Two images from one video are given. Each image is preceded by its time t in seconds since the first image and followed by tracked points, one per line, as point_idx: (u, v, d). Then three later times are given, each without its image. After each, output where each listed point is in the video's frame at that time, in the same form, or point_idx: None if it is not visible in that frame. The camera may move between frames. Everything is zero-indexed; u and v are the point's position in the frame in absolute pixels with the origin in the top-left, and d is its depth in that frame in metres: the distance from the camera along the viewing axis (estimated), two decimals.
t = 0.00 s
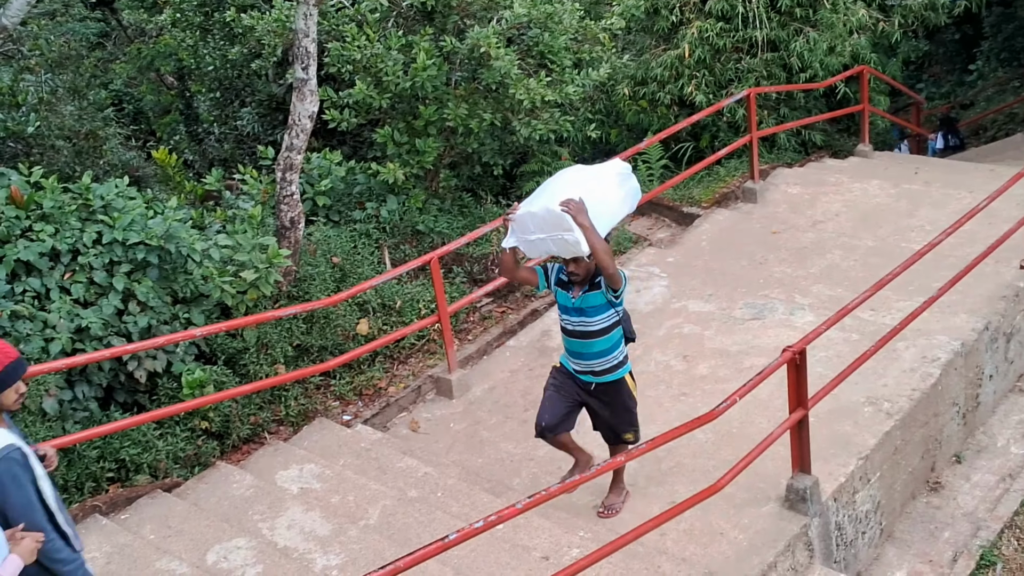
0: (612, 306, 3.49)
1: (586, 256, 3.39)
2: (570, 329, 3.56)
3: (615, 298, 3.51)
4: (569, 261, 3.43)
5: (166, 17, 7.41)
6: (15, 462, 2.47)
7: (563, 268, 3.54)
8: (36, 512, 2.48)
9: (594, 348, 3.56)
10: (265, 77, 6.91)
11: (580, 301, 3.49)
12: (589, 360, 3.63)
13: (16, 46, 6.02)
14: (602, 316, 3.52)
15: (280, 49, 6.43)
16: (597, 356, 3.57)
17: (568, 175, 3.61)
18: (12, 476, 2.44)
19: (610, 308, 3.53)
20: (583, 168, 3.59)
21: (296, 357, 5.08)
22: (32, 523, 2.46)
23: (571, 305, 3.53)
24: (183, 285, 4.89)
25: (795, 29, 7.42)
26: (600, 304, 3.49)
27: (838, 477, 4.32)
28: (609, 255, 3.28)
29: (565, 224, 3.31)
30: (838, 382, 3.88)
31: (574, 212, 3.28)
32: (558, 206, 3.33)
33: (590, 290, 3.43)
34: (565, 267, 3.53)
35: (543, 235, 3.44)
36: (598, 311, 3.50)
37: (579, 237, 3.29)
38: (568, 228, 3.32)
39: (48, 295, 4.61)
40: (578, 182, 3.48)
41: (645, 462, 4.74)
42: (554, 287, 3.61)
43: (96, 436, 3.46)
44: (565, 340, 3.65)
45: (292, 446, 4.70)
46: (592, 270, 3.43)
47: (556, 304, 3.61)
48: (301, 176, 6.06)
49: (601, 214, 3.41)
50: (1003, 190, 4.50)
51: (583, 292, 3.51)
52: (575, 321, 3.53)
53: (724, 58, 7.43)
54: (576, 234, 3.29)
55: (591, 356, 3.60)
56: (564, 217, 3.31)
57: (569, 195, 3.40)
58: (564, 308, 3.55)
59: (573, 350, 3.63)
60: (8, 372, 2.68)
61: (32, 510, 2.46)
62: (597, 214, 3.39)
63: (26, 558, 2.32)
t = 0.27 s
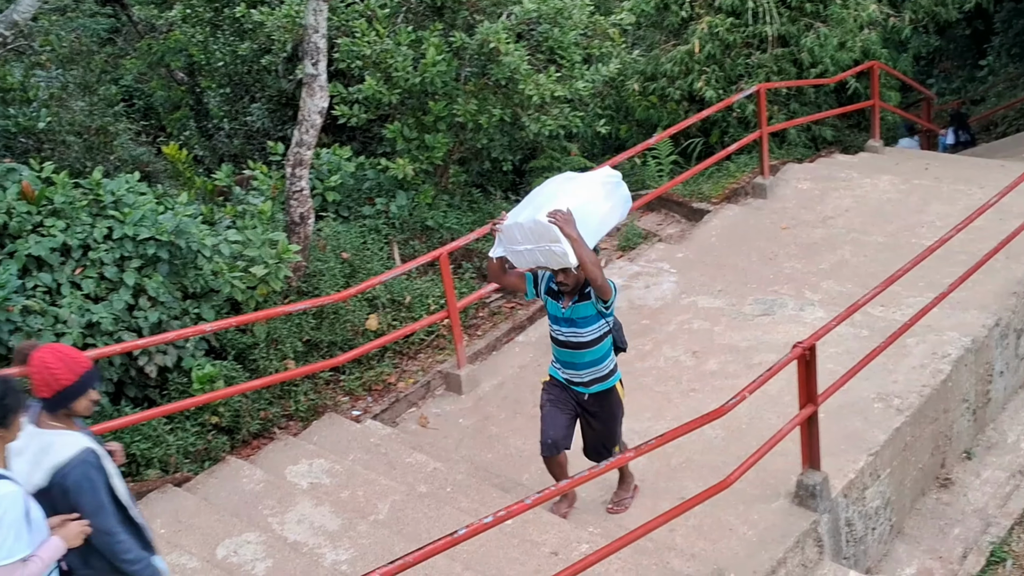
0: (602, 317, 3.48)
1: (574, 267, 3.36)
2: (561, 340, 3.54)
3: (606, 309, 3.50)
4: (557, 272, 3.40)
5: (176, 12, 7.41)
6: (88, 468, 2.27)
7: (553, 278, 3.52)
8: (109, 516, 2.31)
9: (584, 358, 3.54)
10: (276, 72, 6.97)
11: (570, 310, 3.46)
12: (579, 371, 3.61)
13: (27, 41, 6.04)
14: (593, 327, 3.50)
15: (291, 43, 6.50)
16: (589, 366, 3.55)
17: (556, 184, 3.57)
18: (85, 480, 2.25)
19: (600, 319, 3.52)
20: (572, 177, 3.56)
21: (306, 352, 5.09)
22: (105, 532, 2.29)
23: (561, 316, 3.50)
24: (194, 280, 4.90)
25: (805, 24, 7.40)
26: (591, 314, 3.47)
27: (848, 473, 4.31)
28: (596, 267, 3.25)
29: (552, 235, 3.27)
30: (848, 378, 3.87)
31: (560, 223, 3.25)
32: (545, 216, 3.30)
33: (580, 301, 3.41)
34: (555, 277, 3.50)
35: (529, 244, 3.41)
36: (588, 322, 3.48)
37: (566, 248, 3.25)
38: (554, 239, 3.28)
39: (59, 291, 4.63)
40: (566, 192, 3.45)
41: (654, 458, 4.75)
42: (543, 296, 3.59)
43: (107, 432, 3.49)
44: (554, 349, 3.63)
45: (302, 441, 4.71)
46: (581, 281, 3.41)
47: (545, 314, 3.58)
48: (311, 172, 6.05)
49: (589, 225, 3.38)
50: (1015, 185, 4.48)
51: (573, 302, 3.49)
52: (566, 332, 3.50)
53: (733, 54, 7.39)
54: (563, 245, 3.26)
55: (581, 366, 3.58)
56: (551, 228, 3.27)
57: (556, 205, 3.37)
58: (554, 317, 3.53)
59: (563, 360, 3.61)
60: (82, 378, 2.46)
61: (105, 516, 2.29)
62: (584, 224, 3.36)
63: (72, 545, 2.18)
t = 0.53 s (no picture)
0: (598, 305, 3.39)
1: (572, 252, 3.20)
2: (557, 330, 3.46)
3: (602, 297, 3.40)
4: (554, 257, 3.25)
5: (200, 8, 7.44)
6: (182, 454, 2.12)
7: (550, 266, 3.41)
8: (203, 504, 2.15)
9: (583, 346, 3.45)
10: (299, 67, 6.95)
11: (566, 299, 3.38)
12: (577, 361, 3.51)
13: (53, 37, 6.10)
14: (589, 316, 3.40)
15: (315, 39, 6.43)
16: (587, 355, 3.46)
17: (556, 166, 3.40)
18: (175, 467, 2.10)
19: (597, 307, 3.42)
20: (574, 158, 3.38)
21: (329, 346, 5.11)
22: (199, 523, 2.13)
23: (557, 304, 3.41)
24: (219, 274, 4.92)
25: (829, 18, 7.35)
26: (586, 302, 3.37)
27: (873, 469, 4.29)
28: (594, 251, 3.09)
29: (549, 216, 3.10)
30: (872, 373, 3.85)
31: (559, 203, 3.07)
32: (543, 195, 3.12)
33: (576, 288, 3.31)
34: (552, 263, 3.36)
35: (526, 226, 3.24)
36: (584, 310, 3.39)
37: (563, 231, 3.08)
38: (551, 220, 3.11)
39: (85, 285, 4.68)
40: (566, 172, 3.27)
41: (678, 453, 4.74)
42: (538, 284, 3.50)
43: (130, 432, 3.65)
44: (550, 341, 3.54)
45: (326, 435, 4.72)
46: (578, 267, 3.29)
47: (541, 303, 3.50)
48: (335, 167, 6.07)
49: (589, 207, 3.21)
50: None
51: (569, 290, 3.40)
52: (562, 321, 3.42)
53: (757, 48, 7.35)
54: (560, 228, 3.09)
55: (580, 356, 3.49)
56: (549, 209, 3.10)
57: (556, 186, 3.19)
58: (549, 306, 3.44)
59: (560, 352, 3.51)
60: (172, 372, 2.20)
61: (199, 503, 2.13)
62: (582, 207, 3.18)
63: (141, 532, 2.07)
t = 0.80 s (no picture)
0: (614, 294, 3.37)
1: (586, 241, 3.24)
2: (572, 317, 3.45)
3: (619, 285, 3.39)
4: (569, 246, 3.29)
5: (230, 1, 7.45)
6: (254, 434, 2.19)
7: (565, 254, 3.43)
8: (275, 482, 2.21)
9: (597, 334, 3.42)
10: (331, 60, 7.08)
11: (581, 287, 3.37)
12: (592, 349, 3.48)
13: (87, 31, 6.16)
14: (605, 304, 3.38)
15: (346, 30, 6.81)
16: (601, 342, 3.43)
17: (569, 154, 3.43)
18: (246, 446, 2.17)
19: (614, 296, 3.39)
20: (587, 146, 3.42)
21: (360, 338, 5.12)
22: (271, 501, 2.19)
23: (572, 292, 3.41)
24: (251, 267, 4.94)
25: (861, 8, 7.29)
26: (602, 291, 3.36)
27: (907, 462, 4.27)
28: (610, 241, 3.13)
29: (563, 207, 3.15)
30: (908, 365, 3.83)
31: (574, 195, 3.11)
32: (556, 185, 3.16)
33: (591, 278, 3.31)
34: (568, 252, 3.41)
35: (541, 215, 3.29)
36: (599, 299, 3.37)
37: (578, 222, 3.13)
38: (566, 211, 3.16)
39: (119, 277, 4.73)
40: (579, 161, 3.31)
41: (711, 445, 4.73)
42: (555, 272, 3.52)
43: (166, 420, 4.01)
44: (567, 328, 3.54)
45: (357, 426, 4.74)
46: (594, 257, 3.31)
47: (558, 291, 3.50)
48: (366, 159, 6.02)
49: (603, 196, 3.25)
50: None
51: (584, 278, 3.39)
52: (577, 309, 3.41)
53: (791, 38, 7.33)
54: (575, 218, 3.13)
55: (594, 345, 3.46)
56: (563, 200, 3.14)
57: (570, 174, 3.23)
58: (565, 294, 3.44)
59: (575, 338, 3.51)
60: (251, 349, 2.29)
61: (270, 482, 2.19)
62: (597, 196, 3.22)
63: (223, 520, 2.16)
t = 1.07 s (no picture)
0: (627, 298, 3.33)
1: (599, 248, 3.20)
2: (584, 321, 3.42)
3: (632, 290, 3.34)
4: (582, 253, 3.25)
5: None
6: (323, 441, 2.28)
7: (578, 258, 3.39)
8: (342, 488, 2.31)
9: (611, 339, 3.40)
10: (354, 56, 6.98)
11: (594, 291, 3.33)
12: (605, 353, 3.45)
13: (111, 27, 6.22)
14: (617, 309, 3.34)
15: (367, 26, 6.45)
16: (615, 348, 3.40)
17: (579, 160, 3.38)
18: (316, 452, 2.26)
19: (627, 301, 3.35)
20: (598, 151, 3.37)
21: (383, 333, 5.12)
22: (336, 506, 2.28)
23: (585, 296, 3.39)
24: (274, 262, 4.97)
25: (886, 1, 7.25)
26: (614, 296, 3.32)
27: (932, 458, 4.25)
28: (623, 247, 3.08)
29: (575, 215, 3.10)
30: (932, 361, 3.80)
31: (586, 203, 3.07)
32: (568, 194, 3.12)
33: (604, 283, 3.28)
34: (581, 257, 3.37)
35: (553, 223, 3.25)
36: (612, 303, 3.33)
37: (591, 229, 3.08)
38: (579, 218, 3.11)
39: (143, 272, 4.77)
40: (591, 166, 3.26)
41: (734, 440, 4.71)
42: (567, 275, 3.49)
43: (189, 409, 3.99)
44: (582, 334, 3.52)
45: (379, 421, 4.75)
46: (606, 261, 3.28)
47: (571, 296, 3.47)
48: (389, 155, 6.20)
49: (615, 204, 3.21)
50: None
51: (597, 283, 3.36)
52: (588, 312, 3.38)
53: (815, 32, 7.24)
54: (588, 226, 3.08)
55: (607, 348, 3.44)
56: (576, 207, 3.09)
57: (581, 182, 3.18)
58: (577, 298, 3.42)
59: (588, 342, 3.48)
60: (330, 353, 2.36)
61: (337, 488, 2.29)
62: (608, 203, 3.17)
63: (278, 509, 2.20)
